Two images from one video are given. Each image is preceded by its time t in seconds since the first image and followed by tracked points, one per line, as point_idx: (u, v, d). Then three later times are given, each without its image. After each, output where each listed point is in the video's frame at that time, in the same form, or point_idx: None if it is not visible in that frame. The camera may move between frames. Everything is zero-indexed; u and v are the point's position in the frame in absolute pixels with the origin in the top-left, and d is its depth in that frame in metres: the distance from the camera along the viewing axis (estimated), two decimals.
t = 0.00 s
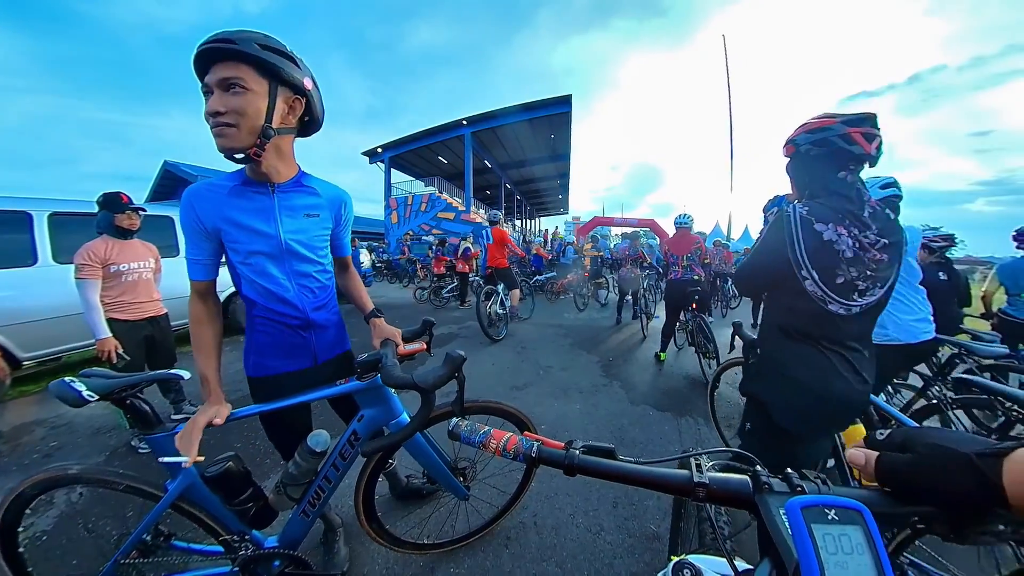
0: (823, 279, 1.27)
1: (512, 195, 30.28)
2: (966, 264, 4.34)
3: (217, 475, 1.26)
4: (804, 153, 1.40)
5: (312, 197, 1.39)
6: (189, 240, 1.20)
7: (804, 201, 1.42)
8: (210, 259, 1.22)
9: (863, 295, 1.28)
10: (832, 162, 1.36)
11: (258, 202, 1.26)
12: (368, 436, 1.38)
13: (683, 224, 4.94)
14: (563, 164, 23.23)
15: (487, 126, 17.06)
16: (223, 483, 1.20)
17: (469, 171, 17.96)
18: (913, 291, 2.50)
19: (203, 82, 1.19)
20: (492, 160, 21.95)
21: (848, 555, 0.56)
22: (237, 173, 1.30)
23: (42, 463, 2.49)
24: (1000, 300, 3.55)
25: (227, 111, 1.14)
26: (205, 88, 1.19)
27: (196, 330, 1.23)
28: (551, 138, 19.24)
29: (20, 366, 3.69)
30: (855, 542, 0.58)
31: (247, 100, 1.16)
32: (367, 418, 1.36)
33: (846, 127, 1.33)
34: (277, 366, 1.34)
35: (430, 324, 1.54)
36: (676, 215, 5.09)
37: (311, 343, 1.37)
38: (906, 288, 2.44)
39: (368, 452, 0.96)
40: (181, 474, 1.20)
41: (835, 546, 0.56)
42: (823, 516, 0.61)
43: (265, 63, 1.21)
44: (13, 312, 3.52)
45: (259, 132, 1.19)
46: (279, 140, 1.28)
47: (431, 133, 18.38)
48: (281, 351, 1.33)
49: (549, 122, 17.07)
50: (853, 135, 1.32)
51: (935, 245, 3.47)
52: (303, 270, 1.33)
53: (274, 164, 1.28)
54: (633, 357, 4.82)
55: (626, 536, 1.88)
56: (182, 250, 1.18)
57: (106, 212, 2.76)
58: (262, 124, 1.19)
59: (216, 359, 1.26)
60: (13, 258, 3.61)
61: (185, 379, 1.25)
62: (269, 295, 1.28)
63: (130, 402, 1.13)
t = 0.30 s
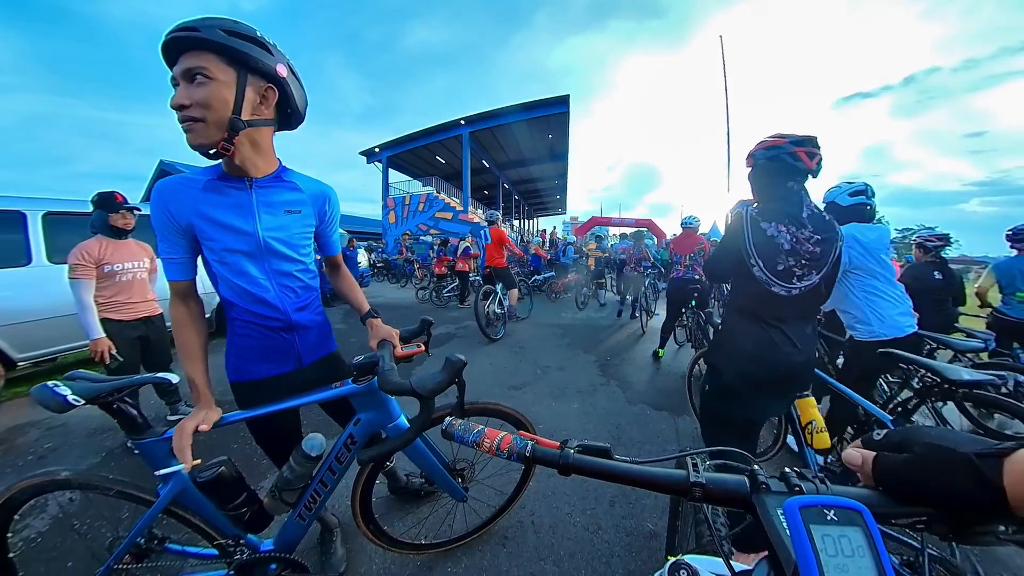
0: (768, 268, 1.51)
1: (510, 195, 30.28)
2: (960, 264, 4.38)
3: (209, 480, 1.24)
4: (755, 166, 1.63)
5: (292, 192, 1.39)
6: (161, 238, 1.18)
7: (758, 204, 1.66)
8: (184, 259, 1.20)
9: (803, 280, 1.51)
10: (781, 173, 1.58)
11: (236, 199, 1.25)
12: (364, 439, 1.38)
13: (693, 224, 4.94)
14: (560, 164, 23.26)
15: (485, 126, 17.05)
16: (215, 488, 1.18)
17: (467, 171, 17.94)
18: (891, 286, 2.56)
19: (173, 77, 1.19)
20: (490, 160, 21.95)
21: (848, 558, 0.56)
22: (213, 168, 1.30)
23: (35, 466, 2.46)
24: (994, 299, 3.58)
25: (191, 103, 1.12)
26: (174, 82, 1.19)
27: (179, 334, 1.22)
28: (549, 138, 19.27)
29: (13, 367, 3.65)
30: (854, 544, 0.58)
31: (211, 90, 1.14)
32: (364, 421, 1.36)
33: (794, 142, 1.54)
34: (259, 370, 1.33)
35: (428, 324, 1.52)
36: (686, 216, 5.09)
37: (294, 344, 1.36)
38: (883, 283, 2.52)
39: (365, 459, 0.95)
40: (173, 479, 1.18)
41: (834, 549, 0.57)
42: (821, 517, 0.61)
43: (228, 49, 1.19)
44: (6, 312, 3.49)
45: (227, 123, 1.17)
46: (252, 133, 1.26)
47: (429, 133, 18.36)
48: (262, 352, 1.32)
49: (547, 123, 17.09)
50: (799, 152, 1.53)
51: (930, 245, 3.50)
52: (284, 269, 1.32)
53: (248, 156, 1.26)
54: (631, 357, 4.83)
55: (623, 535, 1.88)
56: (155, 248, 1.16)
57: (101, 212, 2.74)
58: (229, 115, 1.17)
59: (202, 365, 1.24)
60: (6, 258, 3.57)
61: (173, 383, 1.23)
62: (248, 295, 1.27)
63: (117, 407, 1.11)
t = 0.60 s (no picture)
0: (736, 265, 1.66)
1: (508, 194, 30.28)
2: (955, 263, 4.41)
3: (207, 485, 1.22)
4: (720, 176, 1.74)
5: (278, 192, 1.39)
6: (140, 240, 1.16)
7: (723, 211, 1.79)
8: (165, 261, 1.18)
9: (765, 274, 1.66)
10: (745, 184, 1.71)
11: (220, 199, 1.24)
12: (365, 443, 1.37)
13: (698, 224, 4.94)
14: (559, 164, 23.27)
15: (483, 126, 17.05)
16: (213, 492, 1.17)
17: (465, 171, 17.93)
18: (878, 283, 2.61)
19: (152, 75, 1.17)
20: (488, 160, 21.94)
21: (843, 563, 0.57)
22: (196, 168, 1.29)
23: (29, 468, 2.44)
24: (989, 299, 3.61)
25: (173, 102, 1.11)
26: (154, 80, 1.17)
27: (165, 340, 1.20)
28: (547, 138, 19.28)
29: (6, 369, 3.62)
30: (850, 549, 0.59)
31: (193, 88, 1.13)
32: (364, 424, 1.35)
33: (756, 153, 1.67)
34: (246, 374, 1.33)
35: (429, 323, 1.52)
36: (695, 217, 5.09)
37: (281, 346, 1.36)
38: (868, 281, 2.57)
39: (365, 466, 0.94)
40: (170, 484, 1.17)
41: (829, 554, 0.57)
42: (817, 523, 0.62)
43: (209, 46, 1.18)
44: None
45: (210, 122, 1.16)
46: (236, 131, 1.25)
47: (427, 133, 18.32)
48: (248, 355, 1.32)
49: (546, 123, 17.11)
50: (760, 167, 1.66)
51: (926, 245, 3.52)
52: (271, 270, 1.31)
53: (234, 156, 1.26)
54: (629, 356, 4.84)
55: (622, 535, 1.88)
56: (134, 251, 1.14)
57: (95, 211, 2.72)
58: (212, 113, 1.16)
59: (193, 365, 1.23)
60: None
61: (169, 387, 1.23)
62: (234, 298, 1.26)
63: (112, 410, 1.11)
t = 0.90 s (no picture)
0: (679, 265, 2.07)
1: (506, 194, 30.27)
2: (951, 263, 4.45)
3: (205, 492, 1.25)
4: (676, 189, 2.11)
5: (280, 193, 1.38)
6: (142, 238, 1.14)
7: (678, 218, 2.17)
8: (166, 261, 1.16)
9: (707, 273, 2.02)
10: (693, 195, 2.06)
11: (223, 199, 1.23)
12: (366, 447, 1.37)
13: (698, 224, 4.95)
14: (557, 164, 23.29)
15: (482, 126, 17.05)
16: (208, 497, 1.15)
17: (463, 171, 17.92)
18: (865, 279, 2.62)
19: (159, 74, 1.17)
20: (486, 160, 21.93)
21: (850, 567, 0.57)
22: (199, 168, 1.28)
23: (23, 472, 2.43)
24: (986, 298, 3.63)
25: (180, 102, 1.11)
26: (160, 79, 1.17)
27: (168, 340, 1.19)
28: (546, 138, 19.30)
29: None
30: (857, 553, 0.59)
31: (200, 88, 1.13)
32: (366, 429, 1.35)
33: (702, 170, 1.99)
34: (245, 375, 1.32)
35: (430, 324, 1.51)
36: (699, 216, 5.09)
37: (281, 348, 1.35)
38: (854, 279, 2.59)
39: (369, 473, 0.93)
40: (167, 491, 1.16)
41: (837, 559, 0.57)
42: (824, 527, 0.62)
43: (217, 47, 1.17)
44: None
45: (216, 122, 1.16)
46: (241, 132, 1.25)
47: (425, 133, 18.29)
48: (248, 355, 1.31)
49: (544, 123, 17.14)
50: (703, 181, 1.99)
51: (923, 244, 3.54)
52: (273, 270, 1.31)
53: (237, 156, 1.26)
54: (627, 357, 4.85)
55: (622, 536, 1.89)
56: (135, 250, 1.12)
57: (89, 211, 2.70)
58: (218, 113, 1.16)
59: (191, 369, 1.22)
60: None
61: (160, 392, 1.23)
62: (234, 298, 1.25)
63: (102, 416, 1.10)
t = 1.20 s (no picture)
0: (640, 258, 2.52)
1: (504, 194, 30.24)
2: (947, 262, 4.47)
3: (199, 493, 1.23)
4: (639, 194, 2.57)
5: (286, 193, 1.37)
6: (148, 233, 1.12)
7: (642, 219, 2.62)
8: (172, 258, 1.15)
9: (663, 265, 2.48)
10: (652, 199, 2.50)
11: (230, 197, 1.22)
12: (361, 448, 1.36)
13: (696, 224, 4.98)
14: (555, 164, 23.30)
15: (480, 126, 17.04)
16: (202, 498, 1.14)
17: (462, 171, 17.90)
18: (847, 274, 2.62)
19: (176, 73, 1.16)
20: (484, 160, 21.89)
21: (854, 567, 0.57)
22: (208, 167, 1.27)
23: (17, 474, 2.41)
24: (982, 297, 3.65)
25: (196, 100, 1.11)
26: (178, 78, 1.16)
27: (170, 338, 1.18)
28: (544, 138, 19.29)
29: None
30: (861, 554, 0.59)
31: (217, 89, 1.13)
32: (360, 430, 1.34)
33: (656, 177, 2.44)
34: (245, 373, 1.31)
35: (427, 325, 1.51)
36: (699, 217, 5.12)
37: (282, 347, 1.34)
38: (835, 273, 2.60)
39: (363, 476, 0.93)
40: (160, 493, 1.15)
41: (839, 560, 0.57)
42: (826, 527, 0.62)
43: (237, 53, 1.17)
44: None
45: (229, 123, 1.15)
46: (252, 133, 1.24)
47: (423, 133, 18.26)
48: (250, 353, 1.30)
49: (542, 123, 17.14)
50: (658, 187, 2.43)
51: (919, 244, 3.56)
52: (276, 269, 1.30)
53: (247, 156, 1.25)
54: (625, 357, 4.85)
55: (620, 536, 1.89)
56: (141, 245, 1.10)
57: (84, 211, 2.68)
58: (232, 114, 1.15)
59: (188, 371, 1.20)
60: None
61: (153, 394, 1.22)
62: (238, 296, 1.24)
63: (94, 417, 1.09)
